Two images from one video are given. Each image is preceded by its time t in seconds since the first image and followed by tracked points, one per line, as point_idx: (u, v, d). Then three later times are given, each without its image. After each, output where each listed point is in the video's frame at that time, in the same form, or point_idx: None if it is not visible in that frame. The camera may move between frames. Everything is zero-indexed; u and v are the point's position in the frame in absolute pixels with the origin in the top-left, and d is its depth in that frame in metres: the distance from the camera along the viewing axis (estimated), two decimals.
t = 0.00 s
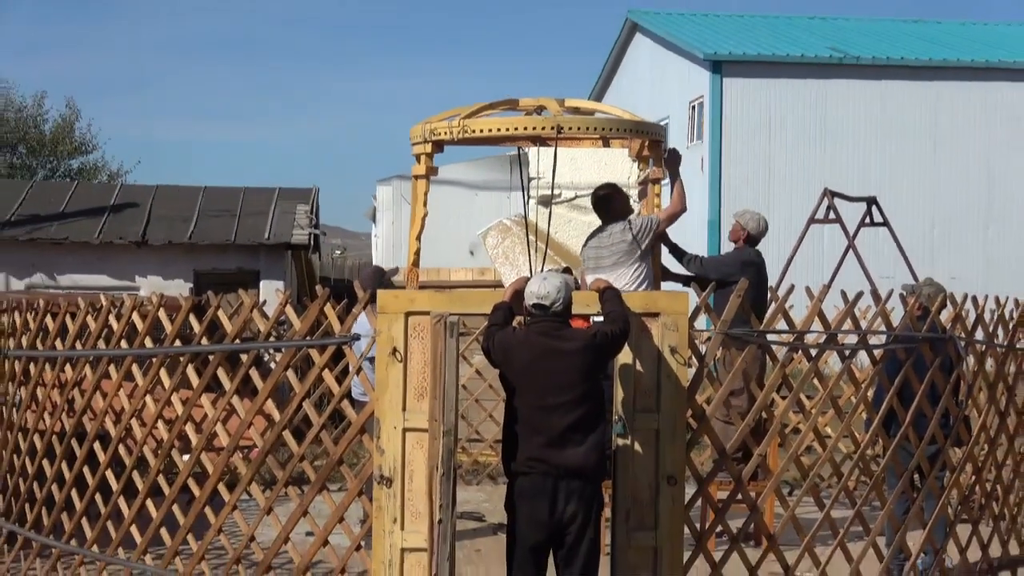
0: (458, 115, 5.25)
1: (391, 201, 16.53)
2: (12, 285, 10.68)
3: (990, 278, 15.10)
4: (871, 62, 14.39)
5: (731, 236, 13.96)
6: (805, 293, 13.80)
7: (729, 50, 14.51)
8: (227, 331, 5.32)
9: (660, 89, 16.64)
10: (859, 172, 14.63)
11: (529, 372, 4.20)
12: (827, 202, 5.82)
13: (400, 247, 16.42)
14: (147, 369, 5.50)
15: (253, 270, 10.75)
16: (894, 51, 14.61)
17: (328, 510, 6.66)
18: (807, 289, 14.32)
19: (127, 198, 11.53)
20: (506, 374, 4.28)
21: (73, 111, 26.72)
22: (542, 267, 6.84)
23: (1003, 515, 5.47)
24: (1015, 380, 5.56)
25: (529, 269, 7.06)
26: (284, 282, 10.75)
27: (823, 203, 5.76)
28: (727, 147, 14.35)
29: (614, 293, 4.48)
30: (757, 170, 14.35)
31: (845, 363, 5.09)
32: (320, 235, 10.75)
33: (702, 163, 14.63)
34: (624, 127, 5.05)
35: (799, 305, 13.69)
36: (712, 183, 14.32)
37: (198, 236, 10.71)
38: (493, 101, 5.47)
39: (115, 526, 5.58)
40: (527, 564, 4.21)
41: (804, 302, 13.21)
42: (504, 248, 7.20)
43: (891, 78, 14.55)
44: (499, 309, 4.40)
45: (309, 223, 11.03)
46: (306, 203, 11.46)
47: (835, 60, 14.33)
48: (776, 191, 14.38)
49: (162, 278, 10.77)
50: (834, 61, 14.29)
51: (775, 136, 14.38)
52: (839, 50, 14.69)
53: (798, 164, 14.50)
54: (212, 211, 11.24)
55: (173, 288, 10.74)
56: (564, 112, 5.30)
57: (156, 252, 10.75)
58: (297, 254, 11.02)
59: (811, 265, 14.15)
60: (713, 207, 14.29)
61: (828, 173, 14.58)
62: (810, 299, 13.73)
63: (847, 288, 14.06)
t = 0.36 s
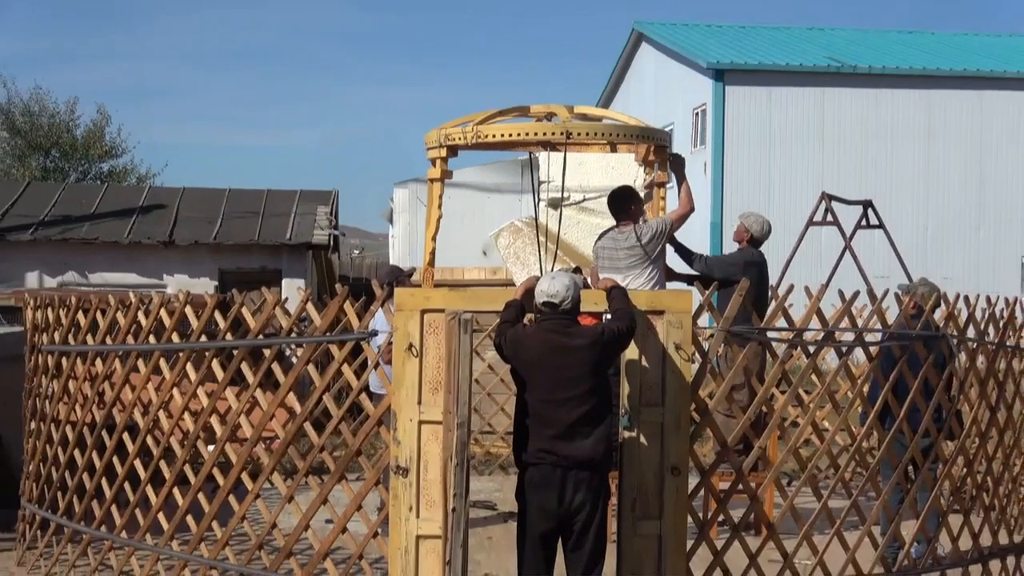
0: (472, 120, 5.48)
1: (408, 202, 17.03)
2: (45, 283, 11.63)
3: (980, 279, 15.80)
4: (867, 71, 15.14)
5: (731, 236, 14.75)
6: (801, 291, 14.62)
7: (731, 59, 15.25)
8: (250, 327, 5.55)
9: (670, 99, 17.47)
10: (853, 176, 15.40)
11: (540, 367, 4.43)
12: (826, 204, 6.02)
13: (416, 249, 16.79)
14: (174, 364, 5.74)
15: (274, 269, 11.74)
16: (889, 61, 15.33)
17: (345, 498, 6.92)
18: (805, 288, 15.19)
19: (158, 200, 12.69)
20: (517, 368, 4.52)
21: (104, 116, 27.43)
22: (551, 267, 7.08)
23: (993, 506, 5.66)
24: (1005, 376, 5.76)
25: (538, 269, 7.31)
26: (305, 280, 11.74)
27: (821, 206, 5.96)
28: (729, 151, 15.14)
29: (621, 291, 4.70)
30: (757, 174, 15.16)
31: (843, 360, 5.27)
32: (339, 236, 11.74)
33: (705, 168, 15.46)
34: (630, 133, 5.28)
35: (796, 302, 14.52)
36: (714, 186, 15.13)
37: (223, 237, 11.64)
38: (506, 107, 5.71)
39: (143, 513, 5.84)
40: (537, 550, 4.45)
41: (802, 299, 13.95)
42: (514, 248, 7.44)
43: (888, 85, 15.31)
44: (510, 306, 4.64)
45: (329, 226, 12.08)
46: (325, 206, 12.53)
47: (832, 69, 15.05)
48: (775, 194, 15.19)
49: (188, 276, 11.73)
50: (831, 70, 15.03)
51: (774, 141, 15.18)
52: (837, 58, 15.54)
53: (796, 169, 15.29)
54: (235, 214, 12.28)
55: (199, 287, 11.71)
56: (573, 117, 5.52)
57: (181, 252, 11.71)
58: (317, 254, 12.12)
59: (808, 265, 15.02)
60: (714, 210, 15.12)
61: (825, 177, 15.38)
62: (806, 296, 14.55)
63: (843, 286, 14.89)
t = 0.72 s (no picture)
0: (482, 126, 5.71)
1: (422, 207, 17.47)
2: (75, 283, 12.59)
3: (970, 277, 16.88)
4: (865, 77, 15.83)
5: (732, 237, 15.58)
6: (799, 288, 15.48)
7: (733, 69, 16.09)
8: (271, 325, 5.80)
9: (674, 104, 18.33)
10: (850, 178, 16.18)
11: (549, 362, 4.68)
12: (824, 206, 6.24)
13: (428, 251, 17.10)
14: (199, 360, 6.01)
15: (295, 269, 12.70)
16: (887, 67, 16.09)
17: (363, 489, 7.19)
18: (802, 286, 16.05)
19: (183, 204, 13.54)
20: (527, 363, 4.77)
21: (130, 123, 28.00)
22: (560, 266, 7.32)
23: (983, 495, 5.91)
24: (994, 370, 5.98)
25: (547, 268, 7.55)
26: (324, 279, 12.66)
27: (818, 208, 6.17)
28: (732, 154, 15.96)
29: (625, 290, 4.94)
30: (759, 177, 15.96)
31: (840, 356, 5.48)
32: (355, 237, 12.58)
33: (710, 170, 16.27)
34: (633, 139, 5.51)
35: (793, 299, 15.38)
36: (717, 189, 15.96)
37: (245, 239, 12.57)
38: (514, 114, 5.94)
39: (170, 503, 6.12)
40: (545, 538, 4.70)
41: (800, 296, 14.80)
42: (524, 249, 7.68)
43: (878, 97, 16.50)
44: (520, 305, 4.89)
45: (347, 228, 12.90)
46: (343, 208, 13.49)
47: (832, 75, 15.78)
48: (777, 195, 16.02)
49: (211, 276, 12.65)
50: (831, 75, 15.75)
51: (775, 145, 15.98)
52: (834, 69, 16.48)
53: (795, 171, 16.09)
54: (257, 216, 13.19)
55: (222, 287, 12.63)
56: (580, 123, 5.76)
57: (207, 252, 12.65)
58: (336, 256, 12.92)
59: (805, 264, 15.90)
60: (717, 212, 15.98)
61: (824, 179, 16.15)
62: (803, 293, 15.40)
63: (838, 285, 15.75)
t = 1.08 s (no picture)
0: (491, 133, 5.96)
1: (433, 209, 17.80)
2: (103, 283, 13.13)
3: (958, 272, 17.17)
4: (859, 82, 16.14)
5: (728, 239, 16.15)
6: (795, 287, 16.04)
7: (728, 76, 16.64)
8: (290, 322, 6.07)
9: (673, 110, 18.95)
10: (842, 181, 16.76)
11: (556, 358, 4.95)
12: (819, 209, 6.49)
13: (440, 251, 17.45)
14: (222, 357, 6.29)
15: (313, 269, 13.05)
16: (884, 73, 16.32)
17: (377, 480, 7.48)
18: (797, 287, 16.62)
19: (204, 207, 13.95)
20: (535, 359, 5.03)
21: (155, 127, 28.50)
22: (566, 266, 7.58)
23: (971, 484, 6.18)
24: (981, 365, 6.22)
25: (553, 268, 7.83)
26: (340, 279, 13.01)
27: (813, 210, 6.43)
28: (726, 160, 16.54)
29: (628, 290, 5.20)
30: (753, 182, 16.57)
31: (832, 353, 5.73)
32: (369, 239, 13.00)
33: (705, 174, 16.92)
34: (637, 145, 5.76)
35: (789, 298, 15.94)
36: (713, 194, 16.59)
37: (264, 241, 12.98)
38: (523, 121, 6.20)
39: (193, 493, 6.41)
40: (552, 525, 4.96)
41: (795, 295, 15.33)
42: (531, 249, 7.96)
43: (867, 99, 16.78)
44: (528, 303, 5.16)
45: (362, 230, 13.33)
46: (358, 211, 13.85)
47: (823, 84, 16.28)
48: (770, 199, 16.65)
49: (233, 276, 13.11)
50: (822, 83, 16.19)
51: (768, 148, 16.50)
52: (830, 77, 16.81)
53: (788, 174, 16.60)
54: (276, 219, 13.55)
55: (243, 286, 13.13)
56: (584, 129, 6.00)
57: (229, 254, 13.08)
58: (352, 257, 13.27)
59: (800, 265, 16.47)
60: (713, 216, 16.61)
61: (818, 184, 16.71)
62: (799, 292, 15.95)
63: (833, 284, 16.29)
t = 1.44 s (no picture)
0: (501, 139, 6.26)
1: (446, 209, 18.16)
2: (131, 280, 13.45)
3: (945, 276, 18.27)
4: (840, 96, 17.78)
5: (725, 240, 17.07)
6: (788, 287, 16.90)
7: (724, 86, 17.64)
8: (310, 319, 6.38)
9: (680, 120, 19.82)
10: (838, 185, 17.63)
11: (562, 353, 5.24)
12: (814, 214, 6.78)
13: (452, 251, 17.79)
14: (244, 351, 6.61)
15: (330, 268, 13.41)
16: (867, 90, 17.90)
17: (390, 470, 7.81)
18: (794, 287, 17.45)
19: (227, 208, 14.33)
20: (542, 355, 5.33)
21: (178, 132, 29.05)
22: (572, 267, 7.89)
23: (957, 477, 6.48)
24: (968, 364, 6.50)
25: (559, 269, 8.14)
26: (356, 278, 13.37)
27: (808, 215, 6.72)
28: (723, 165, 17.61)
29: (630, 290, 5.50)
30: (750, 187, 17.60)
31: (825, 351, 6.01)
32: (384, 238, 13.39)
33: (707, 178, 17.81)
34: (639, 151, 6.04)
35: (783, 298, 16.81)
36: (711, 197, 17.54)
37: (285, 242, 13.35)
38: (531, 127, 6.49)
39: (217, 480, 6.73)
40: (558, 513, 5.25)
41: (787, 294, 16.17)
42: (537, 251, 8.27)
43: (855, 111, 17.99)
44: (535, 302, 5.46)
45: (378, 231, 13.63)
46: (375, 213, 14.21)
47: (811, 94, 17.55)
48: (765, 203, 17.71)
49: (255, 275, 13.49)
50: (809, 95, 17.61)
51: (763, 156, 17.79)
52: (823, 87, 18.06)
53: (781, 180, 17.87)
54: (295, 220, 13.94)
55: (264, 284, 13.48)
56: (590, 136, 6.30)
57: (251, 254, 13.45)
58: (367, 256, 13.64)
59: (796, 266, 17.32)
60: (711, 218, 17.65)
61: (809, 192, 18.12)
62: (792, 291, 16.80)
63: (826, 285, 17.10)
